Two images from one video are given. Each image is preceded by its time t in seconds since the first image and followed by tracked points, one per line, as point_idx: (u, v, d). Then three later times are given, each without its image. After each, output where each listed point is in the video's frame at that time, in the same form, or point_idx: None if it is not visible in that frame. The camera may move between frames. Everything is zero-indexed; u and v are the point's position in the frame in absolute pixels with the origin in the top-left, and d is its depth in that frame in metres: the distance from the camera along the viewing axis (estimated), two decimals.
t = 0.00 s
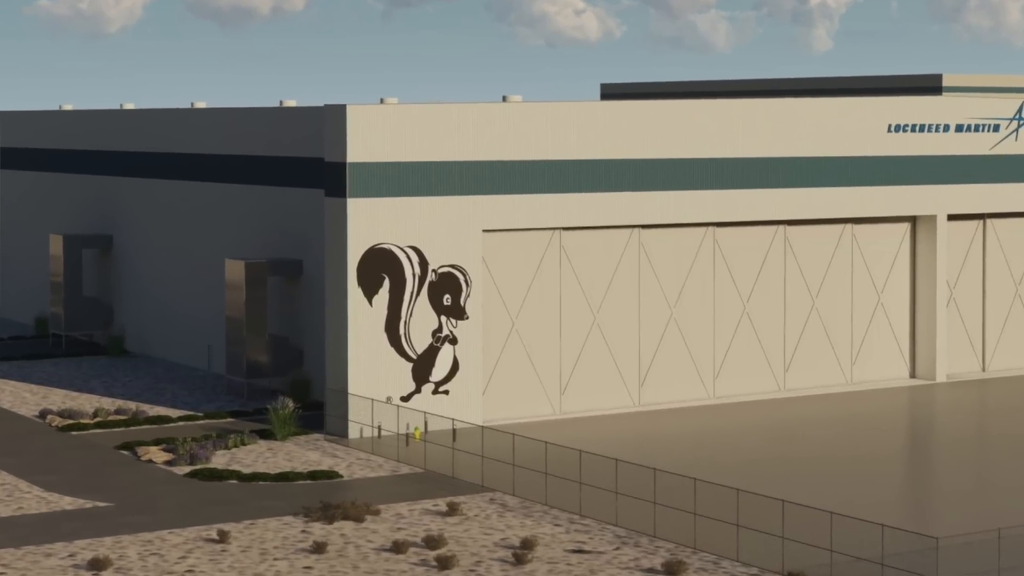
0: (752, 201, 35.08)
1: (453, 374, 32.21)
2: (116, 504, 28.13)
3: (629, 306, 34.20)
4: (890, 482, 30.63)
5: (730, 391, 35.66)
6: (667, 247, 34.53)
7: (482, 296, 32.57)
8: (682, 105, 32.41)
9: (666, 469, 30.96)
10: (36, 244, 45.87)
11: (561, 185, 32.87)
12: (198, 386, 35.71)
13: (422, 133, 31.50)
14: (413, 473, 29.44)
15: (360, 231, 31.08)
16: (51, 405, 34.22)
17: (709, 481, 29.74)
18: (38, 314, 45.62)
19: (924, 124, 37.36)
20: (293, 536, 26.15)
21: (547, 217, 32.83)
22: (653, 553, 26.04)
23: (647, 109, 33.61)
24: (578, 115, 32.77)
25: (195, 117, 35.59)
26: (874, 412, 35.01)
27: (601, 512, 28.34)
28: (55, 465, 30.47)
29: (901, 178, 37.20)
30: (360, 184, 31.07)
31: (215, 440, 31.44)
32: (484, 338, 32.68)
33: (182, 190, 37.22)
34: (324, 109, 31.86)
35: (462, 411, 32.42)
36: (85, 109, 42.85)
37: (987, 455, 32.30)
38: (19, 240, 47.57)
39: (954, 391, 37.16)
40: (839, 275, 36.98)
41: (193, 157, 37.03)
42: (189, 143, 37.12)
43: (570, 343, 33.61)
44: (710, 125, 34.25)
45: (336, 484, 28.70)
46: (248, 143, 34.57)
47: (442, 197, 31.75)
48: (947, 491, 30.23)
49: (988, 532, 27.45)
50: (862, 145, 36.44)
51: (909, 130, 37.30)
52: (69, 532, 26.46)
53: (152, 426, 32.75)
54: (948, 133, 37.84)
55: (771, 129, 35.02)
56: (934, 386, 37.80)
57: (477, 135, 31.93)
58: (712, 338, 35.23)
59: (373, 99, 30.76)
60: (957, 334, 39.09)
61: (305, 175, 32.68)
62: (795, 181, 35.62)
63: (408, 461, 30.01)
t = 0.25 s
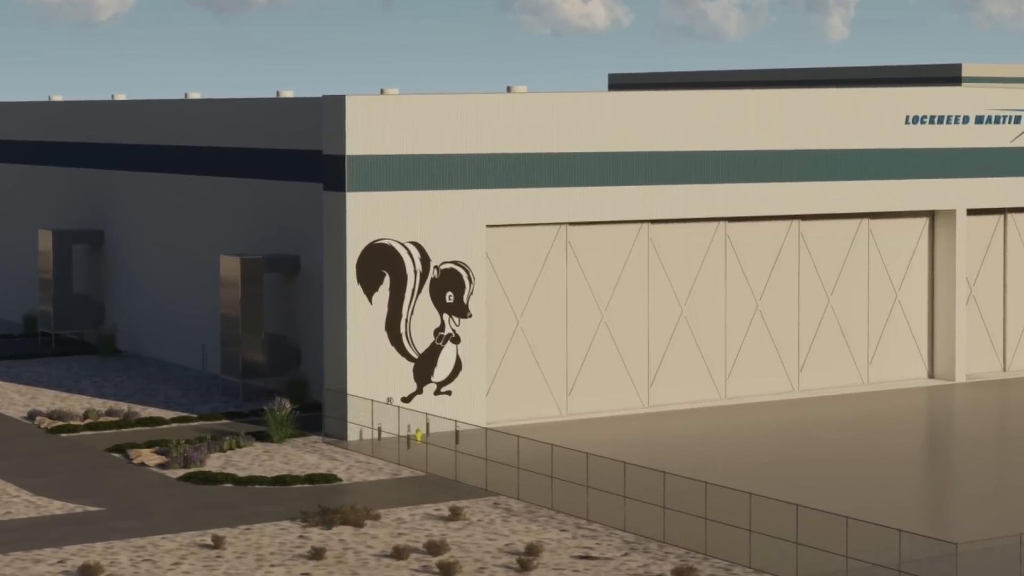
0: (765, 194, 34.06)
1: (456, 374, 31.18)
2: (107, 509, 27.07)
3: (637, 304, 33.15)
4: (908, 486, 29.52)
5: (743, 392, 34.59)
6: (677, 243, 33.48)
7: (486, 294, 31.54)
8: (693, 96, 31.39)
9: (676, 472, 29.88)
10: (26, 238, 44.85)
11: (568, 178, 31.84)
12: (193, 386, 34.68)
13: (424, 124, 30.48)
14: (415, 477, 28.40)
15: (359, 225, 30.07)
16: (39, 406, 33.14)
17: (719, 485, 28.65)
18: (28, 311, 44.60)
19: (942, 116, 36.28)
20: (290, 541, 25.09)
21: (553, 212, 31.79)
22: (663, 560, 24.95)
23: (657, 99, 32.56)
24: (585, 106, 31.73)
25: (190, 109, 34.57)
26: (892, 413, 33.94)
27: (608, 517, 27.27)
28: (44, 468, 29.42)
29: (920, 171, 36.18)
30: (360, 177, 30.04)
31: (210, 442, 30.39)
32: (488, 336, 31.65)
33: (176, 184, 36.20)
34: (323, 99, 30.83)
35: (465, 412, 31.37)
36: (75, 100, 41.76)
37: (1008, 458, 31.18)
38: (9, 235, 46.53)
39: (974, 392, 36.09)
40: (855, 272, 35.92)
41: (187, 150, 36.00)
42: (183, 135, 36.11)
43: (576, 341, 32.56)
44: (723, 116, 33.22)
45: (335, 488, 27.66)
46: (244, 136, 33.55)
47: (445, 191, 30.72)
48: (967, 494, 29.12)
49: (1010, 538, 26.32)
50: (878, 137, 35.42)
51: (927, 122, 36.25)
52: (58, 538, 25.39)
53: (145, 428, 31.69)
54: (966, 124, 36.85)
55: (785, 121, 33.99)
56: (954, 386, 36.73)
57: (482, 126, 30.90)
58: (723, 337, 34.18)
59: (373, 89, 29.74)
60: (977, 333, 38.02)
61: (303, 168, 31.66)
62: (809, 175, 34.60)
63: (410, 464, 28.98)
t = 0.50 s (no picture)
0: (778, 187, 33.06)
1: (459, 374, 30.14)
2: (98, 513, 26.00)
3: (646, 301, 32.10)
4: (927, 489, 28.42)
5: (757, 393, 33.54)
6: (687, 238, 32.44)
7: (491, 291, 30.50)
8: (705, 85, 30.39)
9: (686, 475, 28.79)
10: (15, 233, 43.79)
11: (575, 171, 30.81)
12: (187, 387, 33.63)
13: (427, 115, 29.46)
14: (417, 481, 27.34)
15: (359, 220, 29.04)
16: (27, 407, 32.06)
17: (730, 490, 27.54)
18: (18, 309, 43.54)
19: (963, 107, 35.25)
20: (288, 547, 24.03)
21: (559, 206, 30.77)
22: (674, 567, 23.86)
23: (667, 90, 31.55)
24: (594, 96, 30.71)
25: (184, 99, 33.55)
26: (910, 415, 32.86)
27: (616, 522, 26.18)
28: (32, 471, 28.35)
29: (939, 164, 35.21)
30: (360, 170, 29.00)
31: (204, 444, 29.33)
32: (493, 335, 30.61)
33: (170, 178, 35.19)
34: (321, 89, 29.81)
35: (469, 414, 30.32)
36: (66, 91, 40.69)
37: None
38: None
39: (995, 392, 35.03)
40: (871, 269, 34.87)
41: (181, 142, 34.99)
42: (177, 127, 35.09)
43: (583, 340, 31.50)
44: (736, 107, 32.19)
45: (334, 492, 26.60)
46: (241, 128, 32.53)
47: (449, 184, 29.70)
48: (988, 498, 28.01)
49: None
50: (896, 129, 34.42)
51: (948, 113, 35.21)
52: (46, 543, 24.32)
53: (136, 429, 30.62)
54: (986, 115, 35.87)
55: (800, 112, 32.98)
56: (974, 387, 35.66)
57: (487, 117, 29.88)
58: (736, 336, 33.14)
59: (373, 78, 28.70)
60: (997, 333, 36.95)
61: (301, 161, 30.65)
62: (824, 168, 33.61)
63: (411, 467, 27.93)
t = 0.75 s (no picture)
0: (793, 180, 32.03)
1: (462, 374, 29.11)
2: (87, 518, 24.92)
3: (655, 299, 31.07)
4: (947, 494, 27.30)
5: (771, 394, 32.49)
6: (698, 234, 31.40)
7: (495, 288, 29.47)
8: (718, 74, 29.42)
9: (698, 479, 27.69)
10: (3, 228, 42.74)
11: (582, 164, 29.80)
12: (180, 387, 32.57)
13: (429, 105, 28.43)
14: (418, 485, 26.29)
15: (358, 214, 28.00)
16: (15, 408, 30.99)
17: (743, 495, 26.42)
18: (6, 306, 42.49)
19: (983, 97, 34.32)
20: (284, 554, 22.96)
21: (566, 200, 29.74)
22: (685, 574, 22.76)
23: (678, 79, 30.54)
24: (603, 86, 29.71)
25: (177, 89, 32.54)
26: (929, 417, 31.78)
27: (625, 528, 25.08)
28: (20, 474, 27.28)
29: (960, 156, 34.17)
30: (359, 162, 27.95)
31: (197, 447, 28.26)
32: (497, 333, 29.57)
33: (163, 171, 34.17)
34: (319, 78, 28.79)
35: (472, 415, 29.27)
36: (55, 81, 39.60)
37: None
38: None
39: (1017, 393, 33.96)
40: (889, 265, 33.83)
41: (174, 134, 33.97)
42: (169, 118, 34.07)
43: (591, 339, 30.45)
44: (750, 97, 31.25)
45: (332, 497, 25.54)
46: (236, 119, 31.52)
47: (453, 177, 28.67)
48: (1011, 503, 26.89)
49: None
50: (915, 120, 33.42)
51: (967, 104, 34.29)
52: (32, 549, 23.24)
53: (128, 431, 29.55)
54: (1008, 106, 34.85)
55: (815, 102, 32.01)
56: (996, 387, 34.61)
57: (493, 107, 28.88)
58: (749, 334, 32.09)
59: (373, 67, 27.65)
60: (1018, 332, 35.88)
61: (299, 153, 29.65)
62: (841, 160, 32.60)
63: (412, 471, 26.88)
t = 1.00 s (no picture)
0: (809, 173, 30.98)
1: (465, 374, 28.07)
2: (76, 523, 23.85)
3: (665, 295, 30.04)
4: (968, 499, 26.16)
5: (786, 395, 31.44)
6: (710, 228, 30.39)
7: (500, 284, 28.44)
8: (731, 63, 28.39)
9: (710, 483, 26.60)
10: None
11: (590, 155, 28.78)
12: (173, 387, 31.53)
13: (432, 93, 27.39)
14: (420, 489, 25.23)
15: (357, 208, 26.98)
16: (1, 410, 29.91)
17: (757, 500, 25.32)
18: None
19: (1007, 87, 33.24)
20: (280, 561, 21.90)
21: (573, 193, 28.71)
22: None
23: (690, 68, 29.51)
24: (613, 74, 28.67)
25: (170, 79, 31.53)
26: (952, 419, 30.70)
27: (634, 534, 23.98)
28: (6, 477, 26.21)
29: (983, 148, 33.08)
30: (358, 154, 26.95)
31: (190, 449, 27.21)
32: (502, 330, 28.54)
33: (155, 164, 33.17)
34: (317, 66, 27.77)
35: (476, 417, 28.23)
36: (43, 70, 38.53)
37: None
38: None
39: None
40: (909, 262, 32.79)
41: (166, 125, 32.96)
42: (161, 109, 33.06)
43: (599, 337, 29.41)
44: (765, 87, 30.18)
45: (330, 502, 24.48)
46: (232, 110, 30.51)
47: (456, 169, 27.64)
48: None
49: None
50: (936, 111, 32.35)
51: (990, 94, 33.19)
52: (17, 556, 22.17)
53: (119, 434, 28.48)
54: None
55: (832, 92, 30.95)
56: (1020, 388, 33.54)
57: (499, 96, 27.85)
58: (763, 333, 31.06)
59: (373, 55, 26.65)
60: None
61: (296, 144, 28.65)
62: (858, 152, 31.54)
63: (414, 474, 25.84)
